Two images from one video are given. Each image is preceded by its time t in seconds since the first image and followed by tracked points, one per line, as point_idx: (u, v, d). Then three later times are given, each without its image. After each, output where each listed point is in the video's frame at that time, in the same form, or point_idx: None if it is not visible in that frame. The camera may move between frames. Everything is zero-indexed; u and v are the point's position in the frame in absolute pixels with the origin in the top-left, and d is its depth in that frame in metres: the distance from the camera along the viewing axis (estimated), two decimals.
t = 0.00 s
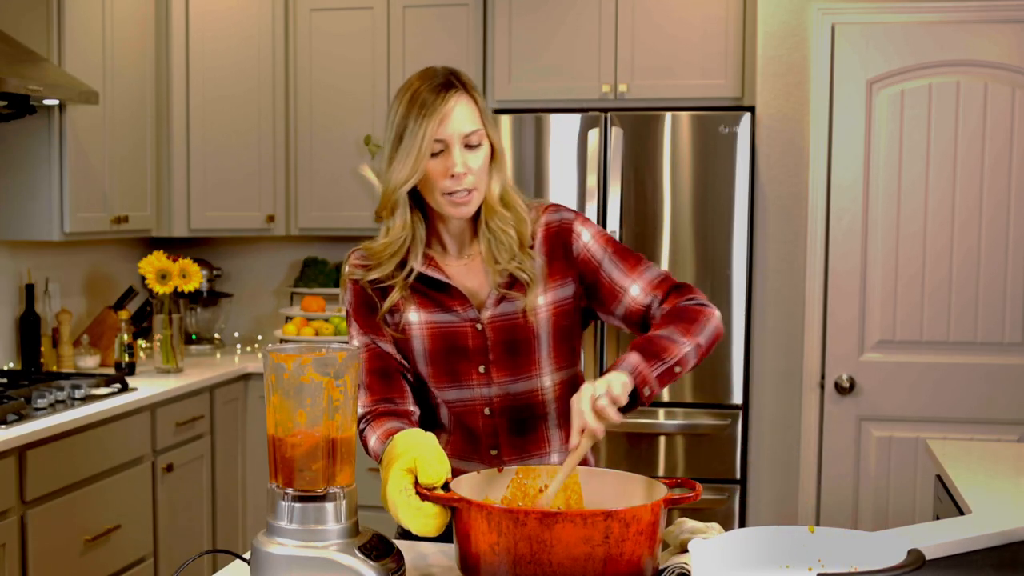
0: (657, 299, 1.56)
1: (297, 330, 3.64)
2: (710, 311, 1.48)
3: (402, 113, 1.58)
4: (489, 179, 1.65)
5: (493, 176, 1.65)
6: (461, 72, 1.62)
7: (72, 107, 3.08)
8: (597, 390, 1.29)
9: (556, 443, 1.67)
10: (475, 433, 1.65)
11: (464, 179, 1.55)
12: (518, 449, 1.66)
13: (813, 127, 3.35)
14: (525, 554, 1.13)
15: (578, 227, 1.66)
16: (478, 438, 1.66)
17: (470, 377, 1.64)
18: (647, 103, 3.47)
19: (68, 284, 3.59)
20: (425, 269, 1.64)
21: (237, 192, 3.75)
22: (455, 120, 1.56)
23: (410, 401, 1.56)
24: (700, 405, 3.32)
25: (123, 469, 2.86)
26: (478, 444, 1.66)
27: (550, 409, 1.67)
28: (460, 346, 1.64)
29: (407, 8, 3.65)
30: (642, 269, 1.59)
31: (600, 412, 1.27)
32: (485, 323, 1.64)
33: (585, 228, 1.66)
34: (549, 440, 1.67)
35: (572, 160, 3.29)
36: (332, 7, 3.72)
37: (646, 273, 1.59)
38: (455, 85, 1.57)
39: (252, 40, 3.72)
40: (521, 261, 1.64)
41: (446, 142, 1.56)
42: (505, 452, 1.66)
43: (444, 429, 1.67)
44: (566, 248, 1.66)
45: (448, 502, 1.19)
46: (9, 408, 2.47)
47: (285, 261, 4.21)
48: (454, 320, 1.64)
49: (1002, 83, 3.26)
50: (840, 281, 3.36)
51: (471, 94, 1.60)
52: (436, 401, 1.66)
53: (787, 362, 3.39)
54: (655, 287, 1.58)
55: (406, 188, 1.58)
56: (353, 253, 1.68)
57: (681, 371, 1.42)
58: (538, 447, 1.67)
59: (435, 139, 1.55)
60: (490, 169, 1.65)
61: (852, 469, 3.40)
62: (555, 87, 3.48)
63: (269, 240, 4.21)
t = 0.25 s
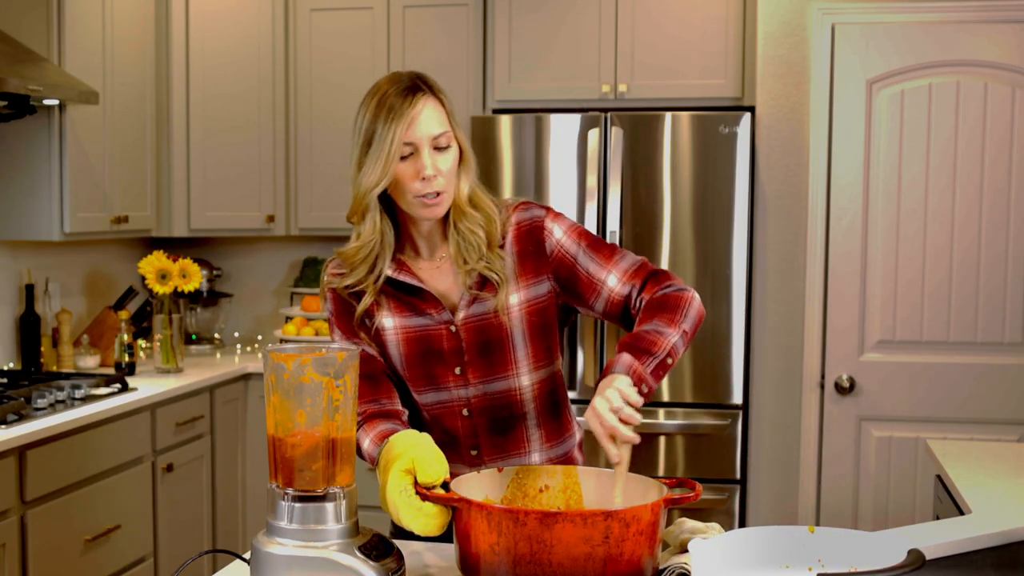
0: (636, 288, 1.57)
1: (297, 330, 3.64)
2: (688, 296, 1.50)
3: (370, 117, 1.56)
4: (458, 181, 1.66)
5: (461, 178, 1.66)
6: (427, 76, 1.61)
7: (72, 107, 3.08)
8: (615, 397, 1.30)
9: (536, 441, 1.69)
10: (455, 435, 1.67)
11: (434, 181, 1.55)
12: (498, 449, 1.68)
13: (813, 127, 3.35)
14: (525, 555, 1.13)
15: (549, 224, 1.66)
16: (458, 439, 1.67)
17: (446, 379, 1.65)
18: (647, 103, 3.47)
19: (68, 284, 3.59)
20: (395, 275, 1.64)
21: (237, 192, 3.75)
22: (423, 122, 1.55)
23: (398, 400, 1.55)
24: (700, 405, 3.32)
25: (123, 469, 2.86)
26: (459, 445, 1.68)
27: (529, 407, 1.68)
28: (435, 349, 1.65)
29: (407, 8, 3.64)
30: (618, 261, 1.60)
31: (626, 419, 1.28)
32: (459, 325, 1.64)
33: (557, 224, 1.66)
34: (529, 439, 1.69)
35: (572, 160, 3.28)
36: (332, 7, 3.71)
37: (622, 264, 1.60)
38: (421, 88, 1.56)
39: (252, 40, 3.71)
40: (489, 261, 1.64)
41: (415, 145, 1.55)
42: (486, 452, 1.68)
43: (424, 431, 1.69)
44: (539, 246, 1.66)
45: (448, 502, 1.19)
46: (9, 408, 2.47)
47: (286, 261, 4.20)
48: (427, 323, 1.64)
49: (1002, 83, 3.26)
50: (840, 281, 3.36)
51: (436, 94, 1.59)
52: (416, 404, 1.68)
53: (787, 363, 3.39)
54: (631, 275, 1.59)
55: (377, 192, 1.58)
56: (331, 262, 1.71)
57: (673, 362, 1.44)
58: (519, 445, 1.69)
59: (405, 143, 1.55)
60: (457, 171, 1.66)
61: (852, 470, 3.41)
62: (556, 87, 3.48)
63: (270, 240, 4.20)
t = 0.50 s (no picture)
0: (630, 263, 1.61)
1: (297, 330, 3.64)
2: (680, 270, 1.54)
3: (349, 121, 1.57)
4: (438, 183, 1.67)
5: (440, 180, 1.67)
6: (407, 80, 1.61)
7: (72, 107, 3.08)
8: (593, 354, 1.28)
9: (530, 435, 1.69)
10: (449, 435, 1.67)
11: (414, 183, 1.55)
12: (493, 446, 1.68)
13: (813, 127, 3.35)
14: (525, 555, 1.13)
15: (533, 218, 1.68)
16: (453, 439, 1.67)
17: (438, 379, 1.65)
18: (647, 103, 3.47)
19: (68, 284, 3.59)
20: (378, 279, 1.63)
21: (237, 192, 3.75)
22: (402, 126, 1.55)
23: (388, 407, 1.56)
24: (700, 405, 3.32)
25: (123, 469, 2.86)
26: (454, 445, 1.68)
27: (521, 402, 1.68)
28: (425, 349, 1.64)
29: (407, 8, 3.63)
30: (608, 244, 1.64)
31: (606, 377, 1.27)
32: (449, 324, 1.64)
33: (540, 217, 1.68)
34: (523, 434, 1.69)
35: (572, 161, 3.28)
36: (332, 6, 3.70)
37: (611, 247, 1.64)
38: (399, 91, 1.57)
39: (252, 39, 3.71)
40: (474, 261, 1.65)
41: (394, 148, 1.55)
42: (480, 452, 1.68)
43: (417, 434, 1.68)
44: (524, 240, 1.67)
45: (449, 502, 1.19)
46: (9, 408, 2.47)
47: (286, 261, 4.20)
48: (417, 325, 1.63)
49: (1002, 83, 3.26)
50: (840, 281, 3.36)
51: (416, 99, 1.59)
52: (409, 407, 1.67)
53: (787, 363, 3.39)
54: (625, 254, 1.63)
55: (356, 197, 1.57)
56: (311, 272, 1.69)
57: (653, 325, 1.46)
58: (512, 441, 1.69)
59: (384, 146, 1.55)
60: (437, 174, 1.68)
61: (852, 470, 3.41)
62: (557, 87, 3.48)
63: (270, 240, 4.20)
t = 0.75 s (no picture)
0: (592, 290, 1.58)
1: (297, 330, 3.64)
2: (646, 306, 1.50)
3: (348, 119, 1.57)
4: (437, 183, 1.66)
5: (440, 180, 1.66)
6: (406, 79, 1.61)
7: (72, 107, 3.08)
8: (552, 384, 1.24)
9: (531, 436, 1.68)
10: (450, 438, 1.67)
11: (410, 182, 1.54)
12: (494, 446, 1.67)
13: (813, 127, 3.35)
14: (525, 555, 1.13)
15: (523, 224, 1.66)
16: (455, 443, 1.67)
17: (438, 383, 1.65)
18: (647, 103, 3.47)
19: (68, 284, 3.59)
20: (377, 280, 1.64)
21: (237, 192, 3.75)
22: (399, 124, 1.55)
23: (387, 409, 1.57)
24: (700, 405, 3.32)
25: (123, 469, 2.86)
26: (456, 446, 1.68)
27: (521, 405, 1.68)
28: (424, 353, 1.64)
29: (407, 8, 3.63)
30: (583, 265, 1.61)
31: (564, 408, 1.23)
32: (447, 328, 1.63)
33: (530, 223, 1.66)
34: (523, 434, 1.68)
35: (572, 161, 3.29)
36: (332, 6, 3.70)
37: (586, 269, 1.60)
38: (398, 90, 1.57)
39: (252, 39, 3.71)
40: (470, 264, 1.64)
41: (392, 146, 1.55)
42: (483, 451, 1.67)
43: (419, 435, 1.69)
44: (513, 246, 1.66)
45: (449, 502, 1.19)
46: (8, 408, 2.47)
47: (286, 261, 4.20)
48: (415, 328, 1.64)
49: (1002, 83, 3.26)
50: (840, 281, 3.36)
51: (415, 98, 1.59)
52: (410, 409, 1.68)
53: (787, 363, 3.40)
54: (594, 278, 1.59)
55: (353, 195, 1.57)
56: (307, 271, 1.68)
57: (615, 362, 1.43)
58: (513, 441, 1.68)
59: (381, 144, 1.55)
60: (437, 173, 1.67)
61: (852, 469, 3.41)
62: (557, 86, 3.48)
63: (269, 240, 4.20)
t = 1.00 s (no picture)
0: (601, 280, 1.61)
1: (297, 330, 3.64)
2: (654, 291, 1.53)
3: (346, 118, 1.56)
4: (434, 185, 1.66)
5: (437, 182, 1.66)
6: (405, 79, 1.61)
7: (72, 107, 3.08)
8: (515, 375, 1.28)
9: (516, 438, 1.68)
10: (438, 439, 1.67)
11: (408, 185, 1.55)
12: (482, 448, 1.68)
13: (813, 127, 3.35)
14: (525, 555, 1.13)
15: (522, 224, 1.66)
16: (442, 444, 1.68)
17: (428, 384, 1.65)
18: (647, 103, 3.47)
19: (68, 284, 3.59)
20: (372, 282, 1.62)
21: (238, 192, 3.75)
22: (399, 126, 1.54)
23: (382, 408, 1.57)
24: (700, 405, 3.32)
25: (123, 469, 2.86)
26: (444, 448, 1.69)
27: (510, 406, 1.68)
28: (417, 354, 1.65)
29: (407, 7, 3.62)
30: (588, 258, 1.63)
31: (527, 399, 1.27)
32: (440, 329, 1.64)
33: (529, 221, 1.66)
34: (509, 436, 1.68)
35: (573, 161, 3.29)
36: (332, 6, 3.70)
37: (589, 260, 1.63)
38: (398, 91, 1.56)
39: (252, 39, 3.71)
40: (466, 267, 1.64)
41: (390, 148, 1.55)
42: (472, 453, 1.68)
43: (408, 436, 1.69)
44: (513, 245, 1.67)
45: (448, 502, 1.19)
46: (8, 408, 2.47)
47: (286, 261, 4.20)
48: (408, 328, 1.64)
49: (1002, 83, 3.26)
50: (841, 281, 3.36)
51: (413, 99, 1.59)
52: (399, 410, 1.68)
53: (787, 363, 3.40)
54: (601, 270, 1.61)
55: (350, 196, 1.57)
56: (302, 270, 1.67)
57: (610, 347, 1.46)
58: (500, 443, 1.68)
59: (380, 146, 1.54)
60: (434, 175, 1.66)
61: (852, 469, 3.40)
62: (557, 87, 3.48)
63: (269, 240, 4.20)
